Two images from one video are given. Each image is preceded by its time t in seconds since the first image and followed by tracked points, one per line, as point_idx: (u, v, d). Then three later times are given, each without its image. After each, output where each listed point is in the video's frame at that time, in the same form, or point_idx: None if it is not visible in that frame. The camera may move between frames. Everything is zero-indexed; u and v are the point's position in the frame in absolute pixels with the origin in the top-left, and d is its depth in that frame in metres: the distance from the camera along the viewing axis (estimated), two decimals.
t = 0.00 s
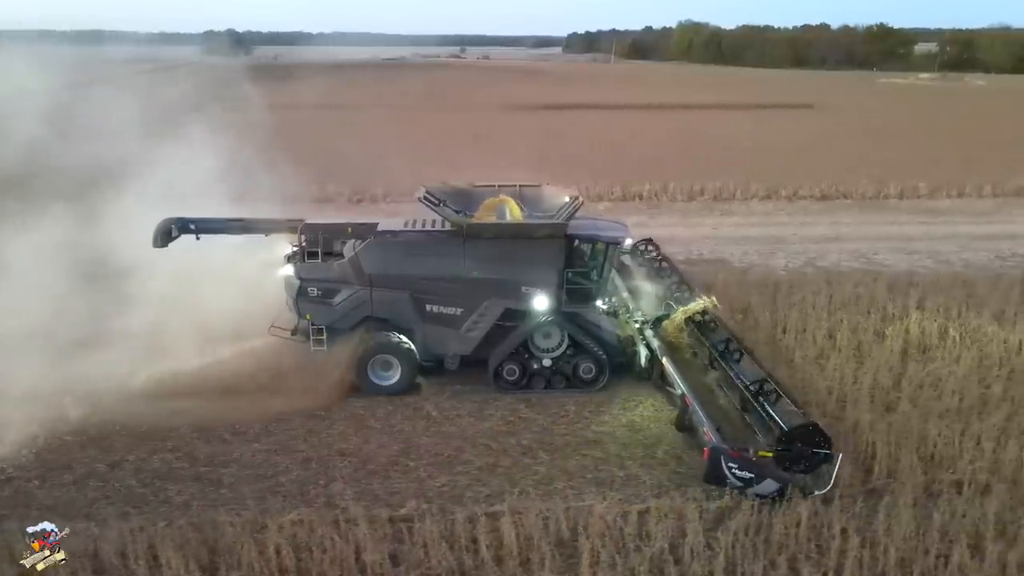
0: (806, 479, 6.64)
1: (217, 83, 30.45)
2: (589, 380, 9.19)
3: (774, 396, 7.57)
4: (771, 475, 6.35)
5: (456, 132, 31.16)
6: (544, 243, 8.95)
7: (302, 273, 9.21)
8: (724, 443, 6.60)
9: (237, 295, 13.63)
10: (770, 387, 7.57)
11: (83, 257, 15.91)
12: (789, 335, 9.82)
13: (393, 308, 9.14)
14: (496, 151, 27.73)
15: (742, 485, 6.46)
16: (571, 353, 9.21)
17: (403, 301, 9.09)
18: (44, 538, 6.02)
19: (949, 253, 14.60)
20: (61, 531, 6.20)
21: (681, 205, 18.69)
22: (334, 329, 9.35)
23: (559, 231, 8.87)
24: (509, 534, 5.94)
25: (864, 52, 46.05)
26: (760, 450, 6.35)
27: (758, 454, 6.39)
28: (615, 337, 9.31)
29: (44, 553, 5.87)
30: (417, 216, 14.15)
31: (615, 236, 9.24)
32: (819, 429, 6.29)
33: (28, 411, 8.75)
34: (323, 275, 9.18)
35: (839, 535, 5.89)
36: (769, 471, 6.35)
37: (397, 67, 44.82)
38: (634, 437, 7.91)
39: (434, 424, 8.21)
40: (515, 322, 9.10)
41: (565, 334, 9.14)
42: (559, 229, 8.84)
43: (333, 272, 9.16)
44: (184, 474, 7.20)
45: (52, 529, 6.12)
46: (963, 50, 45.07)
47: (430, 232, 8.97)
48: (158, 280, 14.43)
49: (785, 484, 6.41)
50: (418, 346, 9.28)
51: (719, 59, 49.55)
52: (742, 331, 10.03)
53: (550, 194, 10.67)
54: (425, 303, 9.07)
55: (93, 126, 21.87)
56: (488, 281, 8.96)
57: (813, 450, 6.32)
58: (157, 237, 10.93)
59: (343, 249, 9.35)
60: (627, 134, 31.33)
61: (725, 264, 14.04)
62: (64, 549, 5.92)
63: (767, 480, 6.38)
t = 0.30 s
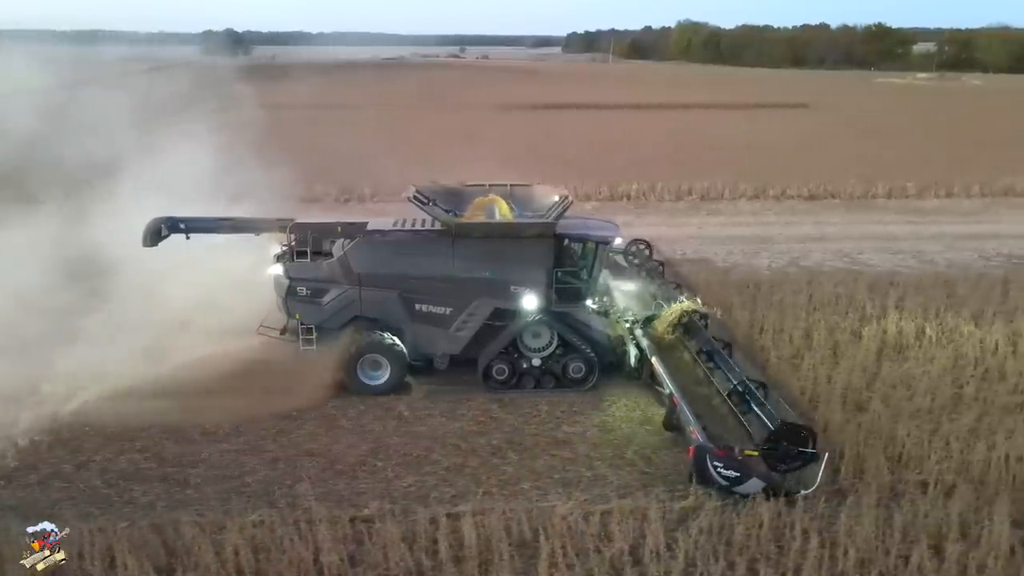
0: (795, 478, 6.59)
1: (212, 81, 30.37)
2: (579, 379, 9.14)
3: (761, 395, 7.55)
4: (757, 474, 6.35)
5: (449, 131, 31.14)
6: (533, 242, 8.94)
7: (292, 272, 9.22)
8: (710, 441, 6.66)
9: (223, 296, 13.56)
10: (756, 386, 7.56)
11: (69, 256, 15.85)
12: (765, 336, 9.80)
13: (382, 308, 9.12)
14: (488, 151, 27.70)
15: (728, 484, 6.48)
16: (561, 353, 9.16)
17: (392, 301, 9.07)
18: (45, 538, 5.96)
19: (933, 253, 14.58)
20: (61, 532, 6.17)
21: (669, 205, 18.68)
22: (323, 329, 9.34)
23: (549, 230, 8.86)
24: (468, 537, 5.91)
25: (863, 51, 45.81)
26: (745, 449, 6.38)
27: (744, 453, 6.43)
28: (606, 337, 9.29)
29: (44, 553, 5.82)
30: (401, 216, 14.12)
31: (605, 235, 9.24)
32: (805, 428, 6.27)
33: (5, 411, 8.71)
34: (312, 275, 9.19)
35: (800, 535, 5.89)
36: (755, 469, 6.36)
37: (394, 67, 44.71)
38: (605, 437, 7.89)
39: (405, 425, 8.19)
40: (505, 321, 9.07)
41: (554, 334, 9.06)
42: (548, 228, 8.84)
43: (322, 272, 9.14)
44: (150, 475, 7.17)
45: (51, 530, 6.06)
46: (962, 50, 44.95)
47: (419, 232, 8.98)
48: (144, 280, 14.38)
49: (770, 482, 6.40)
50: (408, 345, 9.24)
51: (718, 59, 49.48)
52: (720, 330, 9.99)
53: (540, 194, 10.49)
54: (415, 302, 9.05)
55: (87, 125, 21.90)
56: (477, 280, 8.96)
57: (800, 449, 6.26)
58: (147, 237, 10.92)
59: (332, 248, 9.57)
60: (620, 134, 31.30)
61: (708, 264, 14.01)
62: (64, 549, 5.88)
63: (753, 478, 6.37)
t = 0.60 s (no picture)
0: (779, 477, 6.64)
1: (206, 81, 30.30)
2: (568, 379, 9.16)
3: (747, 397, 7.62)
4: (742, 474, 6.36)
5: (442, 131, 31.10)
6: (521, 243, 8.90)
7: (280, 273, 9.14)
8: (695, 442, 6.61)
9: (207, 295, 13.55)
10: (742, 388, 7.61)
11: (57, 257, 15.84)
12: (741, 336, 9.80)
13: (369, 308, 9.06)
14: (479, 152, 27.63)
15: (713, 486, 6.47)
16: (549, 353, 9.18)
17: (380, 300, 9.02)
18: (44, 538, 5.95)
19: (917, 253, 14.54)
20: (61, 532, 6.17)
21: (655, 205, 18.65)
22: (311, 329, 9.29)
23: (537, 230, 8.82)
24: (427, 538, 5.90)
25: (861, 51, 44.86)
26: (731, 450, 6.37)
27: (729, 454, 6.42)
28: (594, 337, 9.31)
29: (44, 553, 5.81)
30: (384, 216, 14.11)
31: (593, 235, 9.22)
32: (791, 429, 6.35)
33: None
34: (300, 276, 9.11)
35: (758, 536, 5.88)
36: (739, 470, 6.38)
37: (394, 66, 44.71)
38: (574, 438, 7.87)
39: (375, 425, 8.17)
40: (494, 322, 9.04)
41: (543, 334, 9.09)
42: (536, 229, 8.78)
43: (309, 272, 9.08)
44: (115, 476, 7.15)
45: (51, 530, 6.06)
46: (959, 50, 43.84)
47: (407, 232, 8.94)
48: (130, 280, 14.36)
49: (758, 484, 6.42)
50: (396, 346, 9.20)
51: (716, 59, 49.39)
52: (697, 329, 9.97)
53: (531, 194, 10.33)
54: (402, 302, 9.00)
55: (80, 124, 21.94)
56: (465, 280, 8.93)
57: (785, 449, 6.37)
58: (135, 237, 10.80)
59: (322, 248, 9.35)
60: (612, 134, 31.26)
61: (691, 264, 13.97)
62: (64, 549, 5.87)
63: (737, 479, 6.38)
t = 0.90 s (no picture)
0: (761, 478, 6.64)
1: (200, 82, 30.29)
2: (557, 380, 9.19)
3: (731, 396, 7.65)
4: (726, 475, 6.34)
5: (435, 131, 31.10)
6: (510, 243, 8.93)
7: (268, 273, 9.12)
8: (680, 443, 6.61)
9: (191, 296, 13.52)
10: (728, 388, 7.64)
11: (43, 256, 15.82)
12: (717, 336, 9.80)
13: (358, 308, 9.06)
14: (471, 152, 27.62)
15: (697, 486, 6.46)
16: (538, 353, 9.19)
17: (368, 300, 9.02)
18: (45, 538, 5.94)
19: (901, 253, 14.52)
20: (61, 531, 6.14)
21: (643, 205, 18.65)
22: (300, 329, 9.26)
23: (524, 231, 8.84)
24: (385, 540, 5.88)
25: (859, 50, 45.26)
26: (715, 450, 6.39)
27: (714, 454, 6.43)
28: (583, 338, 9.32)
29: (44, 553, 5.80)
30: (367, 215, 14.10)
31: (582, 235, 9.21)
32: (775, 428, 6.40)
33: None
34: (288, 276, 9.11)
35: (718, 537, 5.87)
36: (724, 471, 6.36)
37: (393, 67, 44.81)
38: (544, 438, 7.85)
39: (345, 426, 8.15)
40: (483, 322, 9.05)
41: (531, 334, 9.10)
42: (524, 229, 8.79)
43: (297, 272, 9.08)
44: (80, 477, 7.13)
45: (52, 530, 6.04)
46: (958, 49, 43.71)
47: (395, 232, 8.96)
48: (115, 281, 14.33)
49: (742, 484, 6.38)
50: (385, 346, 9.19)
51: (715, 59, 49.32)
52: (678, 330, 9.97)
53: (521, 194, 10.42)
54: (391, 302, 9.00)
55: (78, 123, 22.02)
56: (454, 280, 8.94)
57: (770, 449, 6.38)
58: (125, 238, 10.81)
59: (310, 248, 9.26)
60: (605, 134, 31.24)
61: (674, 264, 13.96)
62: (64, 549, 5.85)
63: (722, 480, 6.36)
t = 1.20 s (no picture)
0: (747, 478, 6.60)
1: (193, 82, 30.23)
2: (546, 379, 9.14)
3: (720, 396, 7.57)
4: (713, 475, 6.29)
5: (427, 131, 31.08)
6: (500, 243, 8.93)
7: (257, 272, 9.14)
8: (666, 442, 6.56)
9: (175, 296, 13.47)
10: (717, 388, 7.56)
11: (29, 254, 15.81)
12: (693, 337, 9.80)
13: (347, 308, 9.06)
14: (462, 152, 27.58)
15: (683, 486, 6.38)
16: (527, 353, 9.15)
17: (357, 300, 9.01)
18: (44, 538, 5.93)
19: (885, 253, 14.50)
20: (61, 531, 6.14)
21: (630, 204, 18.63)
22: (289, 328, 9.27)
23: (514, 230, 8.83)
24: (345, 540, 5.87)
25: (858, 50, 45.10)
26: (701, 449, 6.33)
27: (700, 454, 6.37)
28: (574, 337, 9.32)
29: (44, 553, 5.78)
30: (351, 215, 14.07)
31: (571, 234, 9.22)
32: (761, 430, 6.32)
33: None
34: (277, 275, 9.12)
35: (679, 536, 5.87)
36: (710, 470, 6.30)
37: (391, 66, 44.66)
38: (514, 438, 7.84)
39: (316, 426, 8.14)
40: (473, 322, 9.05)
41: (520, 334, 9.08)
42: (513, 228, 8.79)
43: (287, 272, 9.09)
44: (46, 477, 7.12)
45: (51, 530, 6.06)
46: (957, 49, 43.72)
47: (385, 232, 8.94)
48: (101, 281, 14.30)
49: (726, 485, 6.36)
50: (374, 346, 9.19)
51: (714, 59, 49.08)
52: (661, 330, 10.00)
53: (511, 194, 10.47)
54: (380, 302, 9.01)
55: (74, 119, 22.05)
56: (443, 280, 8.95)
57: (755, 450, 6.34)
58: (116, 237, 10.26)
59: (299, 248, 9.30)
60: (598, 134, 31.20)
61: (657, 263, 13.94)
62: (64, 549, 5.83)
63: (708, 479, 6.30)
